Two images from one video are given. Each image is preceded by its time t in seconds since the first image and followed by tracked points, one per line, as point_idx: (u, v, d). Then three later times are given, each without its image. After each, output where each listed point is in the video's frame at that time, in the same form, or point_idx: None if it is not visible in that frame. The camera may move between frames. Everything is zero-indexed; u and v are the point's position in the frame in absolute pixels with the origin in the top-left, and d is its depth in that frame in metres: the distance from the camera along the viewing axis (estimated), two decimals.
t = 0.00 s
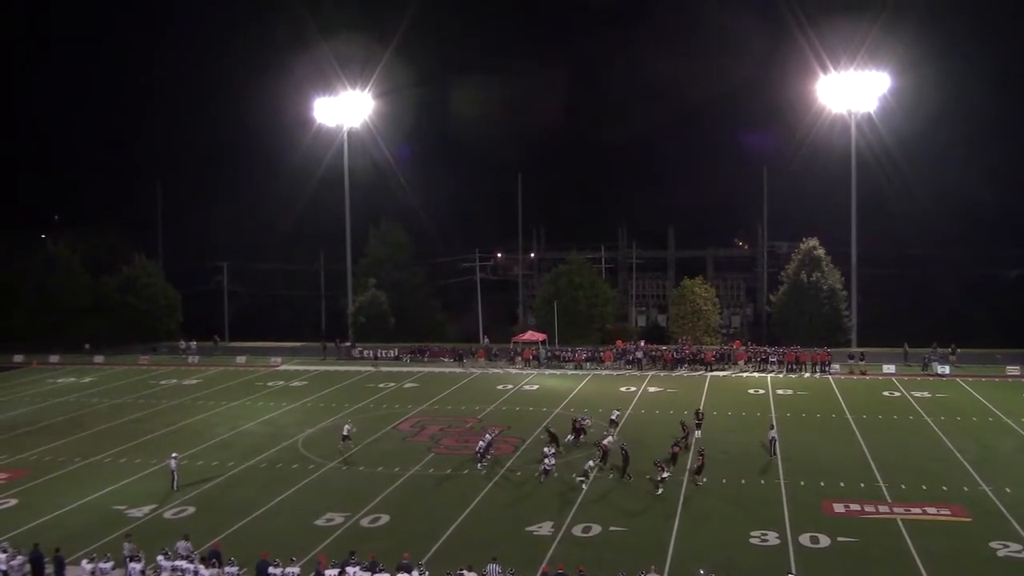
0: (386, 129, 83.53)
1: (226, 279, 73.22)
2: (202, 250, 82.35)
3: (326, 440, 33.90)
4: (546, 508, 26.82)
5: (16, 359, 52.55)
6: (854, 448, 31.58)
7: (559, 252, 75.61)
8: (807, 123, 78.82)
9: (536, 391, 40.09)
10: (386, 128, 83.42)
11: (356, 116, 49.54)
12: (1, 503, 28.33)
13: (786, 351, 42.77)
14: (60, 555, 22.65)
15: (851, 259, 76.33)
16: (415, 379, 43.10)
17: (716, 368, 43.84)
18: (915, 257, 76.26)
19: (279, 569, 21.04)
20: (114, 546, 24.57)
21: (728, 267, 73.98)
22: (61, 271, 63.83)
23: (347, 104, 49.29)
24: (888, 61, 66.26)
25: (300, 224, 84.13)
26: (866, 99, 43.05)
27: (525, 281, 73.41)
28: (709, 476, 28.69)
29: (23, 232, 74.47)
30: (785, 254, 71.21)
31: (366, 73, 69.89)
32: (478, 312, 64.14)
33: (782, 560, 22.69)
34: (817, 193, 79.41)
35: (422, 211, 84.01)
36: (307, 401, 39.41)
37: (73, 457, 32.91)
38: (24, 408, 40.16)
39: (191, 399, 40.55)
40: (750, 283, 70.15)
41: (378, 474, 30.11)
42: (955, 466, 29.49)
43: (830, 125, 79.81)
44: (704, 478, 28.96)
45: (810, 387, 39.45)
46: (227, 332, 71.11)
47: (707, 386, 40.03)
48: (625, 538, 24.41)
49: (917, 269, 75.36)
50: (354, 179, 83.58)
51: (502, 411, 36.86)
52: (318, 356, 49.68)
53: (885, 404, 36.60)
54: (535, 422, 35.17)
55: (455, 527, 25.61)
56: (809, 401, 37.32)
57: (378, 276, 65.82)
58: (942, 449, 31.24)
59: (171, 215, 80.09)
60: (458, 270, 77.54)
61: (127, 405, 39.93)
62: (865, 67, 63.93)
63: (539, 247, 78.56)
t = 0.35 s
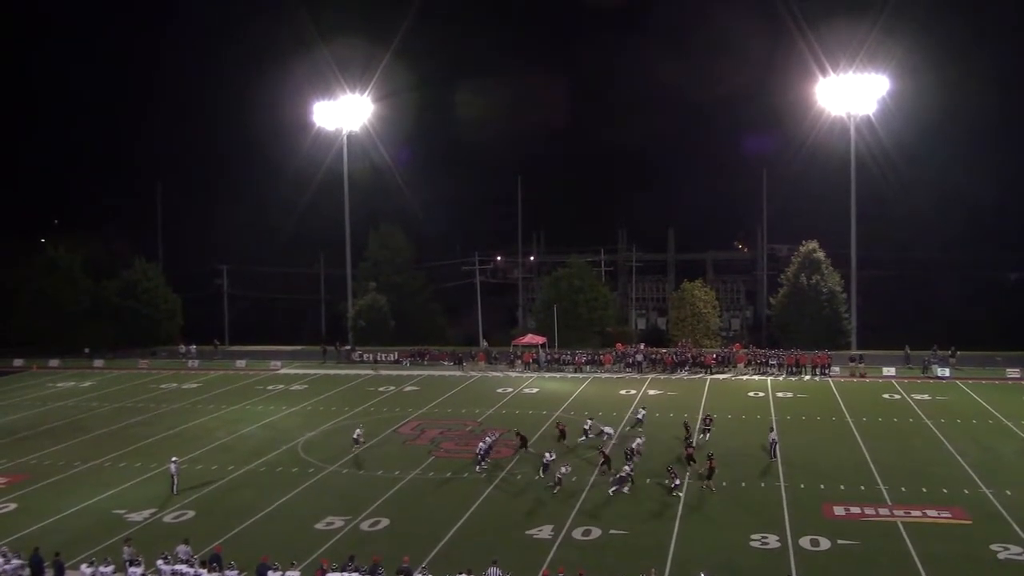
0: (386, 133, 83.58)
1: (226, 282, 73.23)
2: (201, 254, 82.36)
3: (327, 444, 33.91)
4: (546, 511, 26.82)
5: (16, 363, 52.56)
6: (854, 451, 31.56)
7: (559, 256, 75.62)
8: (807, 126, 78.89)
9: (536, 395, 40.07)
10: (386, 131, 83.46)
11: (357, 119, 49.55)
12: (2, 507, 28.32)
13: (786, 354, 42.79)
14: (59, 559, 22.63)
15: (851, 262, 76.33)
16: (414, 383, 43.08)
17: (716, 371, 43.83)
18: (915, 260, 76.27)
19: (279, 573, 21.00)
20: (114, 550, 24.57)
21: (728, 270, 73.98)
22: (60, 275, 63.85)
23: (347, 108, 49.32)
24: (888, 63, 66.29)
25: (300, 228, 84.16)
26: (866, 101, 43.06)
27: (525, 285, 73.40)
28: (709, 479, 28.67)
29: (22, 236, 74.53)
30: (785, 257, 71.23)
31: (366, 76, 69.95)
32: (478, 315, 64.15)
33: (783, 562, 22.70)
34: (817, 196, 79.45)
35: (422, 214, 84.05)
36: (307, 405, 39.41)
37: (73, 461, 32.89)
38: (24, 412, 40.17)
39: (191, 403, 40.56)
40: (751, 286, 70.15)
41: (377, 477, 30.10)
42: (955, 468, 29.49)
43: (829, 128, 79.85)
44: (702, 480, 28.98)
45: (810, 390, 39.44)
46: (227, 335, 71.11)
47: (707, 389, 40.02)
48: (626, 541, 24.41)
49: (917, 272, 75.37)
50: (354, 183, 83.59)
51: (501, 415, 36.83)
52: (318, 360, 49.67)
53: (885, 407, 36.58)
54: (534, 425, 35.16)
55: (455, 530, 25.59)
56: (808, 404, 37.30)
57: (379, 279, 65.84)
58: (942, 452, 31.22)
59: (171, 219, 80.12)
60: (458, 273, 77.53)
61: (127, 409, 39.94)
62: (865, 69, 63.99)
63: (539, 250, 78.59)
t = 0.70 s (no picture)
0: (384, 135, 83.63)
1: (224, 284, 73.21)
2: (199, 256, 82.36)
3: (325, 446, 33.94)
4: (545, 513, 26.81)
5: (14, 365, 52.58)
6: (852, 452, 31.59)
7: (557, 258, 75.65)
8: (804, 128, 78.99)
9: (534, 396, 40.07)
10: (384, 133, 83.52)
11: (355, 121, 49.58)
12: None
13: (785, 355, 42.82)
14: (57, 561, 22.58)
15: (849, 264, 76.36)
16: (413, 385, 43.10)
17: (715, 372, 43.85)
18: (912, 261, 76.31)
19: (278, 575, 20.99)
20: (113, 552, 24.56)
21: (727, 272, 73.98)
22: (59, 277, 63.81)
23: (346, 110, 49.34)
24: (885, 64, 66.36)
25: (298, 230, 84.18)
26: (864, 103, 43.08)
27: (523, 287, 73.42)
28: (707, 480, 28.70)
29: (20, 238, 74.50)
30: (783, 259, 71.31)
31: (364, 78, 69.96)
32: (477, 317, 64.19)
33: (780, 564, 22.72)
34: (815, 198, 79.53)
35: (420, 216, 84.06)
36: (305, 407, 39.43)
37: (72, 463, 32.92)
38: (23, 414, 40.19)
39: (189, 405, 40.58)
40: (749, 288, 70.24)
41: (375, 479, 30.12)
42: (953, 470, 29.50)
43: (827, 130, 79.91)
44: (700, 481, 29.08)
45: (808, 391, 39.45)
46: (225, 337, 71.13)
47: (705, 390, 40.06)
48: (624, 543, 24.43)
49: (915, 274, 75.41)
50: (352, 184, 83.66)
51: (499, 416, 36.85)
52: (316, 362, 49.69)
53: (884, 409, 36.58)
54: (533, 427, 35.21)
55: (453, 532, 25.60)
56: (807, 406, 37.32)
57: (377, 281, 65.87)
58: (940, 453, 31.24)
59: (169, 221, 80.13)
60: (457, 275, 77.55)
61: (125, 411, 39.95)
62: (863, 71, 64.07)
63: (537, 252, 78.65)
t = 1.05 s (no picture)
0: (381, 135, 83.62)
1: (221, 285, 73.17)
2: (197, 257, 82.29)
3: (323, 446, 33.93)
4: (543, 513, 26.82)
5: (10, 366, 52.52)
6: (851, 451, 31.62)
7: (554, 258, 75.64)
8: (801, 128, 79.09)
9: (532, 396, 40.07)
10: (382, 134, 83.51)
11: (351, 121, 49.56)
12: None
13: (782, 355, 42.86)
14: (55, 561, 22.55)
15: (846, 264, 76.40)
16: (411, 385, 43.08)
17: (712, 372, 43.88)
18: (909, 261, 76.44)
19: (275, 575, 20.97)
20: (109, 553, 24.53)
21: (724, 272, 73.98)
22: (56, 278, 63.70)
23: (343, 110, 49.31)
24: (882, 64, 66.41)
25: (296, 230, 84.15)
26: (860, 103, 43.10)
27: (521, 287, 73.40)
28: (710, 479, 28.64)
29: (17, 239, 74.40)
30: (781, 259, 71.36)
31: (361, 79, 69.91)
32: (474, 317, 64.16)
33: (778, 564, 22.74)
34: (813, 197, 79.59)
35: (417, 217, 84.06)
36: (303, 407, 39.42)
37: (69, 464, 32.89)
38: (19, 415, 40.15)
39: (187, 405, 40.55)
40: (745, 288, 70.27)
41: (373, 480, 30.10)
42: (950, 469, 29.56)
43: (825, 129, 80.00)
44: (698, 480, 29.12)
45: (805, 391, 39.49)
46: (223, 338, 71.09)
47: (702, 390, 40.08)
48: (622, 543, 24.43)
49: (913, 273, 75.47)
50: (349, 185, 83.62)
51: (498, 416, 36.86)
52: (313, 362, 49.66)
53: (882, 408, 36.62)
54: (532, 426, 35.22)
55: (452, 532, 25.58)
56: (804, 405, 37.34)
57: (374, 282, 65.85)
58: (937, 453, 31.31)
59: (166, 222, 80.07)
60: (454, 275, 77.55)
61: (123, 412, 39.90)
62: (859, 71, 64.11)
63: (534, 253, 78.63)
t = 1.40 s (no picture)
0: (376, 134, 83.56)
1: (216, 284, 73.07)
2: (192, 256, 82.16)
3: (318, 445, 33.91)
4: (539, 512, 26.81)
5: (5, 366, 52.42)
6: (845, 449, 31.68)
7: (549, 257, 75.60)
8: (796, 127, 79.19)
9: (528, 395, 40.09)
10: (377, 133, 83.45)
11: (347, 120, 49.52)
12: None
13: (777, 354, 42.94)
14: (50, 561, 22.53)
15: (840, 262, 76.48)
16: (406, 384, 43.05)
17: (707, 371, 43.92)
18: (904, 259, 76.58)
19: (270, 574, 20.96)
20: (104, 553, 24.51)
21: (719, 270, 74.02)
22: (50, 277, 63.57)
23: (338, 109, 49.26)
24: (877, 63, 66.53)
25: (291, 230, 84.03)
26: (856, 101, 43.14)
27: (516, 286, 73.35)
28: (704, 476, 28.70)
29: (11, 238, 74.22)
30: (775, 257, 71.45)
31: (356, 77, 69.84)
32: (470, 316, 64.10)
33: (773, 562, 22.79)
34: (809, 197, 79.63)
35: (413, 216, 83.99)
36: (299, 407, 39.38)
37: (64, 463, 32.85)
38: (14, 415, 40.08)
39: (183, 405, 40.51)
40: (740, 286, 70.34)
41: (369, 479, 30.08)
42: (945, 467, 29.63)
43: (820, 128, 80.07)
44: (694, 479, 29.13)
45: (800, 389, 39.55)
46: (218, 338, 71.02)
47: (698, 389, 40.12)
48: (617, 542, 24.45)
49: (907, 271, 75.51)
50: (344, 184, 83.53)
51: (493, 415, 36.89)
52: (309, 361, 49.61)
53: (877, 407, 36.69)
54: (528, 425, 35.25)
55: (448, 532, 25.60)
56: (799, 403, 37.42)
57: (369, 281, 65.81)
58: (932, 451, 31.38)
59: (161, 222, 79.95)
60: (449, 275, 77.51)
61: (117, 412, 39.83)
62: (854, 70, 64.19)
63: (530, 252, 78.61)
